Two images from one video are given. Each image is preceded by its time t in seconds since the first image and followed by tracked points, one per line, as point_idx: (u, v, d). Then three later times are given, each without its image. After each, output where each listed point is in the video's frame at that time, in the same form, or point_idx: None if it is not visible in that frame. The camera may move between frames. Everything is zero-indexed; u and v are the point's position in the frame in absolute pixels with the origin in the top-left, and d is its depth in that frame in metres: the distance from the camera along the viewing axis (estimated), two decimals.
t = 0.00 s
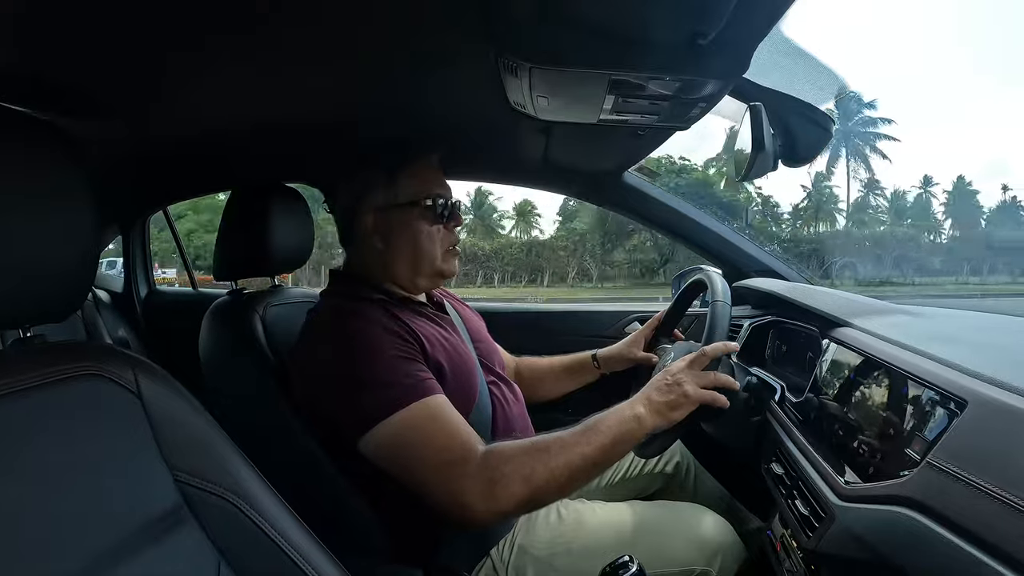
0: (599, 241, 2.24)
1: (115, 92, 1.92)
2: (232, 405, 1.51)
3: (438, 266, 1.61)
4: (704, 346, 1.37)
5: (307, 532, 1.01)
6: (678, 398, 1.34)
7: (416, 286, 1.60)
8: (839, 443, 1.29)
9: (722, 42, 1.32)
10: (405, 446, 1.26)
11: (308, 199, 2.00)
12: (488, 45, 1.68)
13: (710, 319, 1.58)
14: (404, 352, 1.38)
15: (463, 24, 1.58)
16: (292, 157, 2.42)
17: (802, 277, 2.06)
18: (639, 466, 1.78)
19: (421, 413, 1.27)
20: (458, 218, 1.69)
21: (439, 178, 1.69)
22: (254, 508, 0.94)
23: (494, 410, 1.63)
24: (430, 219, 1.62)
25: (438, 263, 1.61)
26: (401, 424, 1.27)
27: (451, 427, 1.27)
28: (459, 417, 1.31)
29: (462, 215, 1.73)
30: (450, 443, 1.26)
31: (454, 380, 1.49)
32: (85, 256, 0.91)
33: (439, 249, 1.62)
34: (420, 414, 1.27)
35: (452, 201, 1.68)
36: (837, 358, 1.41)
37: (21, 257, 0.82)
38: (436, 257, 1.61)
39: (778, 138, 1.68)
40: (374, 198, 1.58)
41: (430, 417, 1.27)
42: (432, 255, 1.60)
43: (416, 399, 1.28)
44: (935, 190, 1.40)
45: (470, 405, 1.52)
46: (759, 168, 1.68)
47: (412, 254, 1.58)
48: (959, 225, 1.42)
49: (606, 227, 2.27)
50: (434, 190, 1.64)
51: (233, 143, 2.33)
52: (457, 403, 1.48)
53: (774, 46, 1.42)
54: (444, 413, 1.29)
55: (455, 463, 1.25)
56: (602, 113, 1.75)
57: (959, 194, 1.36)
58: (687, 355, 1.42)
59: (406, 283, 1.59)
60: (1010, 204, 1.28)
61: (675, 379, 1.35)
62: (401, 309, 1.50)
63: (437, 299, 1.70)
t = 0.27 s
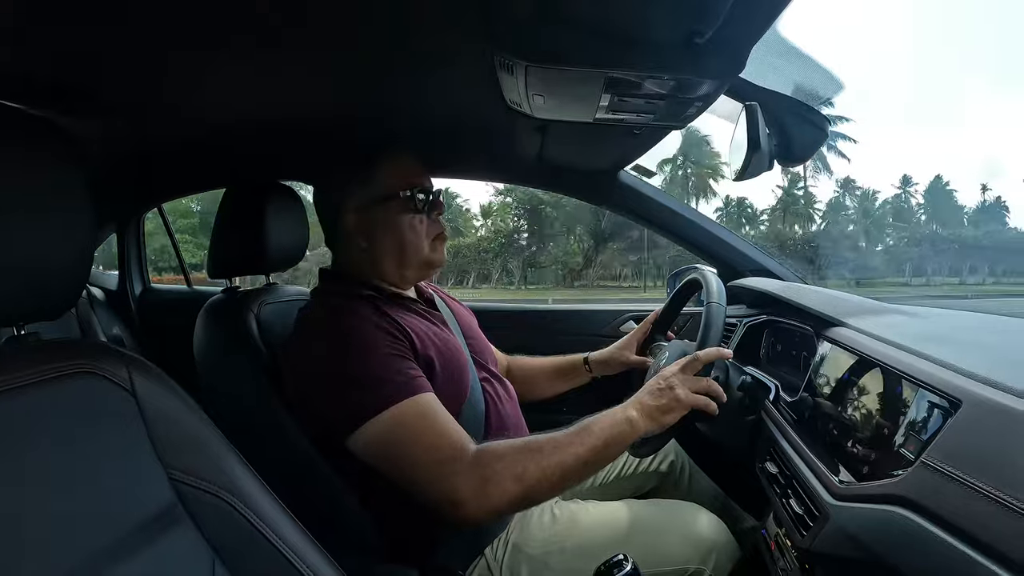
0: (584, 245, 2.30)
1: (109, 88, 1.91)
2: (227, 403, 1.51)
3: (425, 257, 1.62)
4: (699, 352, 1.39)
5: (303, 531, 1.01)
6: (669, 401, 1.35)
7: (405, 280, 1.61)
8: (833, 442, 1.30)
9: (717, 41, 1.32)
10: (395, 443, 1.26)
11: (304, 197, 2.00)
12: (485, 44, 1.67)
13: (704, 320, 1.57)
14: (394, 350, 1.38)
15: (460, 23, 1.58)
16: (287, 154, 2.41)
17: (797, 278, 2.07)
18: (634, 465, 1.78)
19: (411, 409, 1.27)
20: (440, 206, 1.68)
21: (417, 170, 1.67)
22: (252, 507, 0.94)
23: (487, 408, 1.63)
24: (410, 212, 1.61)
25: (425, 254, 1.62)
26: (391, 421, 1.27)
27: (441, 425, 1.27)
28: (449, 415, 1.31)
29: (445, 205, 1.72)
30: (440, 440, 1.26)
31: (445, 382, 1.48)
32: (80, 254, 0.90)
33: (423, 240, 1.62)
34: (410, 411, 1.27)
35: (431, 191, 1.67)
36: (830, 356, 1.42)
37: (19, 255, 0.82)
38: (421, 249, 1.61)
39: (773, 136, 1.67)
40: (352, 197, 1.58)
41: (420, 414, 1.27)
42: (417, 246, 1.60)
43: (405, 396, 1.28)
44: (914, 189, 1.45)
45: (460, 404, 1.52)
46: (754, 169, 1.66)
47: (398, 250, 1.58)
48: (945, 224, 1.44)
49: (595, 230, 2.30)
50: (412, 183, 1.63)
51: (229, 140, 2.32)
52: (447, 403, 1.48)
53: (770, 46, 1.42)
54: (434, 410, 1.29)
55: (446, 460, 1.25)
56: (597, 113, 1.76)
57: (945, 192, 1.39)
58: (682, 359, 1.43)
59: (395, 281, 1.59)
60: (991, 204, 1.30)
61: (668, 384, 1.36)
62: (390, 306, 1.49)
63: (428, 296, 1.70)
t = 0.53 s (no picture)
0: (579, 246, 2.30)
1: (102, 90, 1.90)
2: (222, 406, 1.51)
3: (432, 266, 1.62)
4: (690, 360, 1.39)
5: (300, 534, 1.00)
6: (664, 410, 1.36)
7: (412, 286, 1.61)
8: (831, 440, 1.31)
9: (710, 43, 1.31)
10: (395, 453, 1.26)
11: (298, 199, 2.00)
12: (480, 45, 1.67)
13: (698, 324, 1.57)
14: (397, 358, 1.37)
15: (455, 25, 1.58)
16: (281, 157, 2.40)
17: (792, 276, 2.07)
18: (631, 466, 1.78)
19: (412, 419, 1.27)
20: (451, 215, 1.68)
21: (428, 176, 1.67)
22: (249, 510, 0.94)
23: (485, 411, 1.63)
24: (421, 220, 1.61)
25: (433, 262, 1.63)
26: (389, 432, 1.27)
27: (442, 435, 1.27)
28: (448, 424, 1.31)
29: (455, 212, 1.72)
30: (441, 450, 1.26)
31: (442, 389, 1.48)
32: (73, 257, 0.90)
33: (434, 251, 1.63)
34: (410, 421, 1.27)
35: (442, 198, 1.67)
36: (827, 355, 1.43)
37: (15, 258, 0.82)
38: (430, 259, 1.61)
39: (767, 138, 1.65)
40: (362, 201, 1.57)
41: (421, 424, 1.27)
42: (427, 255, 1.61)
43: (406, 405, 1.28)
44: (891, 188, 1.49)
45: (458, 409, 1.51)
46: (749, 168, 1.67)
47: (406, 258, 1.58)
48: (922, 222, 1.49)
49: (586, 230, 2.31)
50: (423, 190, 1.63)
51: (222, 142, 2.31)
52: (444, 410, 1.48)
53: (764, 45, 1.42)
54: (434, 421, 1.29)
55: (446, 470, 1.25)
56: (592, 114, 1.77)
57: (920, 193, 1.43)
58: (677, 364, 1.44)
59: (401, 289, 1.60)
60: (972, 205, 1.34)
61: (661, 392, 1.37)
62: (392, 311, 1.49)
63: (430, 300, 1.70)
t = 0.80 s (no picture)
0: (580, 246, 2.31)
1: (98, 90, 1.90)
2: (219, 406, 1.50)
3: (426, 264, 1.61)
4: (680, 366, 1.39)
5: (297, 536, 1.00)
6: (658, 415, 1.36)
7: (406, 285, 1.59)
8: (828, 441, 1.31)
9: (707, 43, 1.32)
10: (390, 453, 1.26)
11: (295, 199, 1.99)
12: (478, 46, 1.68)
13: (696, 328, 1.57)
14: (393, 360, 1.37)
15: (453, 26, 1.58)
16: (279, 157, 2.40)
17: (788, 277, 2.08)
18: (628, 466, 1.78)
19: (407, 419, 1.27)
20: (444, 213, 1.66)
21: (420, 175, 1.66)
22: (248, 512, 0.94)
23: (482, 412, 1.63)
24: (412, 218, 1.60)
25: (427, 260, 1.61)
26: (381, 432, 1.27)
27: (437, 436, 1.27)
28: (443, 426, 1.31)
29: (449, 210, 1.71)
30: (435, 451, 1.26)
31: (437, 393, 1.48)
32: (72, 258, 0.90)
33: (426, 248, 1.61)
34: (405, 421, 1.27)
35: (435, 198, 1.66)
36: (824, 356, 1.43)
37: (14, 259, 0.82)
38: (422, 257, 1.60)
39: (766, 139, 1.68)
40: (355, 204, 1.57)
41: (416, 425, 1.27)
42: (419, 254, 1.59)
43: (402, 406, 1.28)
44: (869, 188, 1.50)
45: (454, 413, 1.51)
46: (746, 171, 1.67)
47: (398, 257, 1.57)
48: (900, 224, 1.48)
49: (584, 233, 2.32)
50: (415, 189, 1.63)
51: (219, 143, 2.31)
52: (440, 414, 1.48)
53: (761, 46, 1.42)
54: (429, 422, 1.28)
55: (440, 471, 1.25)
56: (589, 115, 1.77)
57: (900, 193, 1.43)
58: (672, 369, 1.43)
59: (394, 290, 1.58)
60: (952, 205, 1.33)
61: (656, 398, 1.36)
62: (387, 312, 1.48)
63: (427, 301, 1.68)
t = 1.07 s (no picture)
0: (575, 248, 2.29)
1: (97, 90, 1.89)
2: (216, 407, 1.50)
3: (422, 267, 1.61)
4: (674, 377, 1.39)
5: (294, 537, 0.99)
6: (652, 424, 1.36)
7: (401, 286, 1.59)
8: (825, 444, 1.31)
9: (707, 46, 1.32)
10: (385, 458, 1.26)
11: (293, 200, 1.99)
12: (477, 48, 1.68)
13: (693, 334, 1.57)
14: (390, 364, 1.37)
15: (453, 27, 1.58)
16: (277, 158, 2.40)
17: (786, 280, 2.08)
18: (625, 469, 1.78)
19: (404, 424, 1.27)
20: (440, 214, 1.66)
21: (417, 176, 1.66)
22: (243, 513, 0.93)
23: (479, 414, 1.63)
24: (407, 220, 1.60)
25: (422, 264, 1.60)
26: (376, 436, 1.27)
27: (433, 442, 1.28)
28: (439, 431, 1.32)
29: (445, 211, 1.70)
30: (431, 456, 1.26)
31: (434, 397, 1.47)
32: (71, 258, 0.90)
33: (421, 251, 1.61)
34: (401, 426, 1.27)
35: (431, 199, 1.65)
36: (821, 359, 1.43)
37: (12, 257, 0.82)
38: (417, 259, 1.60)
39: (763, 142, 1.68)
40: (351, 204, 1.57)
41: (411, 430, 1.27)
42: (413, 256, 1.59)
43: (398, 411, 1.28)
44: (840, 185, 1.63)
45: (451, 416, 1.51)
46: (744, 174, 1.67)
47: (392, 258, 1.57)
48: (882, 221, 1.59)
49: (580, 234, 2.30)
50: (410, 191, 1.62)
51: (218, 144, 2.31)
52: (437, 416, 1.48)
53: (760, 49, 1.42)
54: (425, 427, 1.29)
55: (434, 477, 1.25)
56: (589, 118, 1.77)
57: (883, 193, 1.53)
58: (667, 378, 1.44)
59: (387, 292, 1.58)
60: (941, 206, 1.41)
61: (650, 406, 1.38)
62: (385, 314, 1.48)
63: (424, 304, 1.68)
